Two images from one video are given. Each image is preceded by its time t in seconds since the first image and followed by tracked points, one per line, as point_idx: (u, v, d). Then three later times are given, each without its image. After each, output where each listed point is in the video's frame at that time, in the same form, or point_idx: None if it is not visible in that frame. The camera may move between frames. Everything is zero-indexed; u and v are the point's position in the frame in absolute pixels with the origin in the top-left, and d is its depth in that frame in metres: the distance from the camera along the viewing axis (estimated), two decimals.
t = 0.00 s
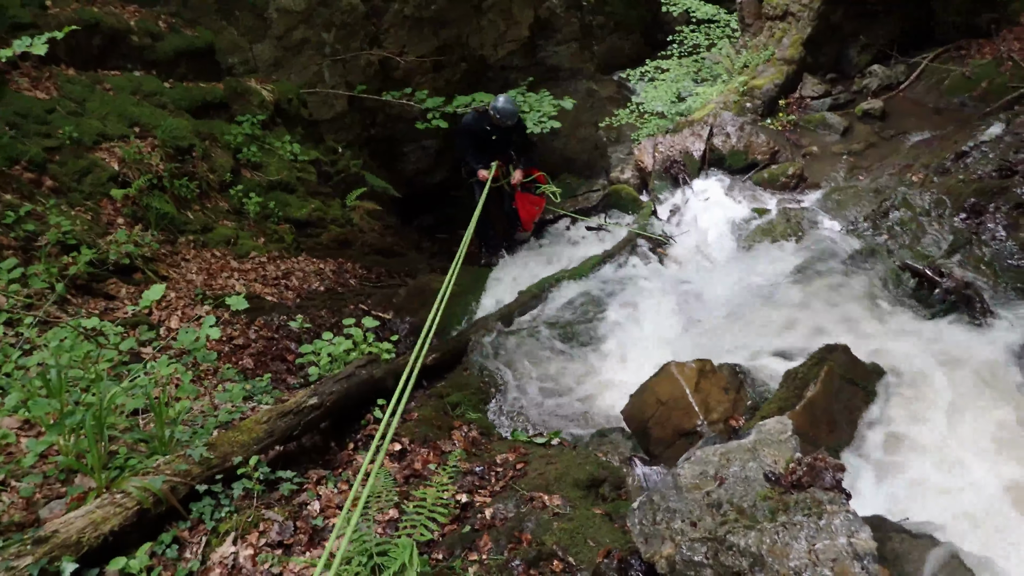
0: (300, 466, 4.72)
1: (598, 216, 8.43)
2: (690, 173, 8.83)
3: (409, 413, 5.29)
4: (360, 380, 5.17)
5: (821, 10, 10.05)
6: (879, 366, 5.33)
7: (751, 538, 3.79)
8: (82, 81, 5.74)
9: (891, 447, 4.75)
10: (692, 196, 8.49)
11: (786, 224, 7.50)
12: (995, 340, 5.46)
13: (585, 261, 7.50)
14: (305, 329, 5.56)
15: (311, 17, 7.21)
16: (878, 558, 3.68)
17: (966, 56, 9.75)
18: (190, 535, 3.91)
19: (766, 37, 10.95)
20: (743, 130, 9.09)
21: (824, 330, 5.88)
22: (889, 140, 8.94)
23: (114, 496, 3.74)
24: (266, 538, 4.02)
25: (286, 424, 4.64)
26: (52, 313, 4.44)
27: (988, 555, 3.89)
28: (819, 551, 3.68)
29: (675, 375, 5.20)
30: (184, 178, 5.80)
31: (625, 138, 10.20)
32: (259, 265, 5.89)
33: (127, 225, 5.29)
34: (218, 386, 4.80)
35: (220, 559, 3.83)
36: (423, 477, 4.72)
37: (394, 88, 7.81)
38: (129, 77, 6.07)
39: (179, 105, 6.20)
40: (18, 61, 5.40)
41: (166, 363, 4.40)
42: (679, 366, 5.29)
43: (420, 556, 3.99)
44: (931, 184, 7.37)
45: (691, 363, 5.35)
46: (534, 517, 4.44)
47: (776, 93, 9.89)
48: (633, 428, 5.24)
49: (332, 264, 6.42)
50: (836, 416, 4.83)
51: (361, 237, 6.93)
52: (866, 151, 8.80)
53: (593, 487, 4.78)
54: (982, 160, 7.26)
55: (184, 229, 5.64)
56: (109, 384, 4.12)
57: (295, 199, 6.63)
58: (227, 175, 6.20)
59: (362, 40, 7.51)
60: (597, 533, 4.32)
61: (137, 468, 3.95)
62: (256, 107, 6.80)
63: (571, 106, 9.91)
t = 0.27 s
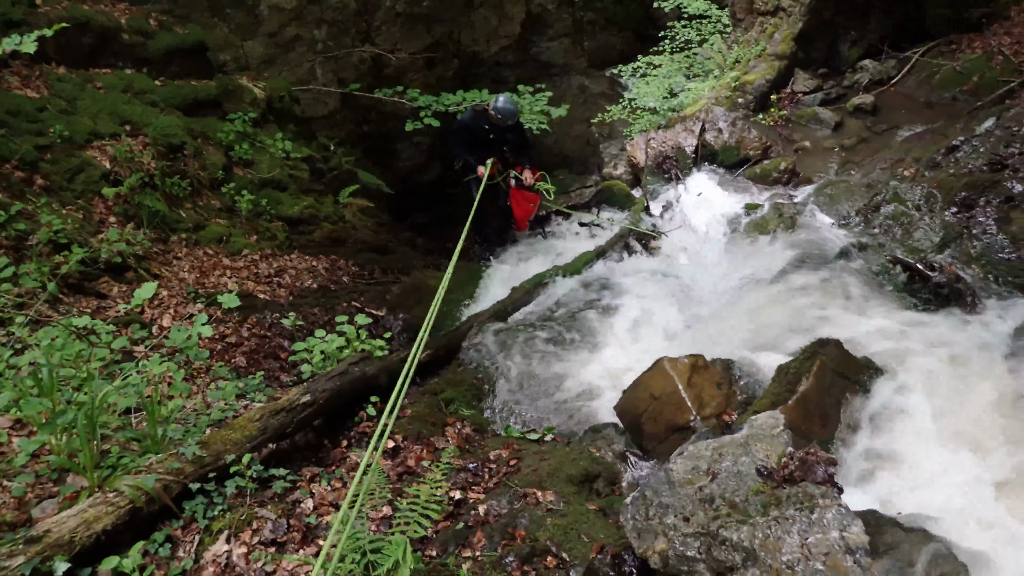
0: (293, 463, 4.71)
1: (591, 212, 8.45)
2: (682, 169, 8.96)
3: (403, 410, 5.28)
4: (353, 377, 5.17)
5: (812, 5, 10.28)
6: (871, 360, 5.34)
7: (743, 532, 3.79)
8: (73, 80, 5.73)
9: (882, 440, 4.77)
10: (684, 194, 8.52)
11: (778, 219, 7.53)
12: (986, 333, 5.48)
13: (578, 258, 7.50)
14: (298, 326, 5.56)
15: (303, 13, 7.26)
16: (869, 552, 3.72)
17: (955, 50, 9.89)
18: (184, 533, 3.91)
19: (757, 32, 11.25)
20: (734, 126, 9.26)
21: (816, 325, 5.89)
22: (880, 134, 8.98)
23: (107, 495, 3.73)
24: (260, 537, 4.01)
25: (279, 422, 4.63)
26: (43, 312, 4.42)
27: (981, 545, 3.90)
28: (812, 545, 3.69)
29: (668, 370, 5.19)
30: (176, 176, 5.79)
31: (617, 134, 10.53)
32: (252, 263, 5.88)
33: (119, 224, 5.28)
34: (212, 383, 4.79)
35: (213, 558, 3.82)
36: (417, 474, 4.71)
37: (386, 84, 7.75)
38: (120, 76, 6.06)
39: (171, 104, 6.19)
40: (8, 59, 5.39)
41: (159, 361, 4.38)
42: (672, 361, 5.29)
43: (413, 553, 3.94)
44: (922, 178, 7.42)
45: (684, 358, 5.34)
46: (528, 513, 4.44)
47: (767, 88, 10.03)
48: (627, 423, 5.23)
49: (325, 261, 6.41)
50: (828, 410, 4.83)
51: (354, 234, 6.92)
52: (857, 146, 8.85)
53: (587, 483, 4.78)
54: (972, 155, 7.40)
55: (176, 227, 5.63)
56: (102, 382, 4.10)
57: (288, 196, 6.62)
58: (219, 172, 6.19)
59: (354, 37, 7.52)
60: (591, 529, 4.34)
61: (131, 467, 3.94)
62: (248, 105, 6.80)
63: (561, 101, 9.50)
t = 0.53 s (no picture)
0: (276, 463, 4.68)
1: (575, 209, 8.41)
2: (666, 166, 8.80)
3: (386, 408, 5.24)
4: (337, 376, 5.16)
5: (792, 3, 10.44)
6: (851, 355, 5.37)
7: (725, 526, 3.82)
8: (50, 78, 5.66)
9: (863, 434, 4.80)
10: (667, 189, 8.48)
11: (760, 215, 7.56)
12: (964, 327, 5.53)
13: (561, 255, 7.50)
14: (280, 325, 5.52)
15: (282, 10, 7.31)
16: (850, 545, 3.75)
17: (935, 47, 10.10)
18: (166, 534, 3.86)
19: (738, 30, 10.99)
20: (717, 123, 9.33)
21: (796, 321, 5.91)
22: (860, 132, 8.98)
23: (86, 497, 3.69)
24: (243, 536, 3.98)
25: (261, 421, 4.61)
26: (19, 313, 4.35)
27: (959, 536, 3.94)
28: (793, 538, 3.72)
29: (651, 367, 5.21)
30: (155, 175, 5.74)
31: (601, 131, 10.46)
32: (233, 262, 5.83)
33: (98, 224, 5.22)
34: (193, 383, 4.76)
35: (196, 558, 3.78)
36: (401, 472, 4.69)
37: (365, 84, 7.99)
38: (97, 74, 6.00)
39: (150, 102, 6.13)
40: None
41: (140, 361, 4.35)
42: (654, 357, 5.31)
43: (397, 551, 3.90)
44: (902, 174, 7.46)
45: (667, 354, 5.37)
46: (512, 510, 4.44)
47: (749, 86, 9.95)
48: (610, 420, 5.24)
49: (307, 260, 6.37)
50: (809, 404, 4.87)
51: (336, 233, 6.88)
52: (837, 143, 8.87)
53: (571, 480, 4.79)
54: (951, 151, 7.56)
55: (156, 227, 5.58)
56: (81, 383, 4.08)
57: (269, 195, 6.56)
58: (199, 171, 6.13)
59: (335, 36, 7.66)
60: (576, 526, 4.33)
61: (111, 468, 3.91)
62: (228, 103, 6.74)
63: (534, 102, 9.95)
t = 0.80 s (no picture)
0: (258, 461, 4.64)
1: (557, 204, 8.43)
2: (649, 160, 8.75)
3: (369, 405, 5.22)
4: (319, 372, 5.16)
5: None
6: (831, 347, 5.40)
7: (707, 519, 3.85)
8: (28, 76, 5.58)
9: (843, 425, 4.83)
10: (650, 183, 8.43)
11: (742, 209, 7.60)
12: (942, 318, 5.55)
13: (543, 250, 7.50)
14: (262, 323, 5.49)
15: (261, 6, 7.30)
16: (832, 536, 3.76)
17: (914, 40, 10.13)
18: (148, 534, 3.83)
19: (719, 24, 11.18)
20: (698, 116, 9.17)
21: (776, 314, 5.92)
22: (841, 124, 9.06)
23: (67, 497, 3.67)
24: (225, 535, 3.94)
25: (244, 419, 4.60)
26: None
27: (938, 524, 3.98)
28: (775, 531, 3.74)
29: (633, 360, 5.23)
30: (135, 173, 5.70)
31: (583, 125, 10.42)
32: (215, 260, 5.79)
33: (77, 222, 5.17)
34: (174, 382, 4.73)
35: (178, 558, 3.75)
36: (384, 469, 4.67)
37: (348, 80, 8.01)
38: (76, 72, 5.92)
39: (129, 99, 6.08)
40: None
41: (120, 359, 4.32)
42: (636, 351, 5.32)
43: (381, 549, 3.89)
44: (882, 166, 7.49)
45: (649, 347, 5.37)
46: (496, 505, 4.43)
47: (730, 79, 9.93)
48: (593, 414, 5.26)
49: (290, 257, 6.34)
50: (790, 396, 4.88)
51: (318, 229, 6.83)
52: (818, 136, 8.91)
53: (554, 474, 4.80)
54: (930, 143, 7.44)
55: (136, 225, 5.53)
56: (60, 383, 4.05)
57: (250, 192, 6.52)
58: (180, 169, 6.09)
59: (315, 31, 7.69)
60: (559, 521, 4.33)
61: (91, 468, 3.89)
62: (208, 100, 6.70)
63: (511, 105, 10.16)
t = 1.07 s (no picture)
0: (248, 467, 4.63)
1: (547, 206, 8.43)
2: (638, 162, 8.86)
3: (361, 409, 5.22)
4: (310, 377, 5.11)
5: None
6: (821, 347, 5.40)
7: (698, 521, 3.84)
8: (14, 81, 5.54)
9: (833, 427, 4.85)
10: (640, 185, 8.47)
11: (732, 209, 7.62)
12: (930, 318, 5.60)
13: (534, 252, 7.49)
14: (252, 327, 5.46)
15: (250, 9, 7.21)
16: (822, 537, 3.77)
17: (901, 41, 10.15)
18: (137, 541, 3.82)
19: (708, 25, 11.43)
20: (688, 118, 9.28)
21: (764, 314, 5.94)
22: (829, 125, 9.12)
23: (55, 505, 3.64)
24: (216, 542, 3.92)
25: (233, 424, 4.56)
26: None
27: (929, 525, 4.00)
28: (765, 532, 3.75)
29: (624, 362, 5.22)
30: (123, 177, 5.64)
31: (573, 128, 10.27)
32: (204, 264, 5.75)
33: (65, 228, 5.12)
34: (164, 388, 4.69)
35: (168, 565, 3.73)
36: (375, 473, 4.68)
37: (337, 83, 7.96)
38: (62, 77, 5.90)
39: (117, 104, 6.05)
40: None
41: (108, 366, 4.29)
42: (627, 353, 5.32)
43: (372, 553, 3.91)
44: (869, 167, 7.53)
45: (639, 349, 5.37)
46: (487, 509, 4.43)
47: (719, 81, 10.03)
48: (585, 417, 5.25)
49: (280, 261, 6.33)
50: (780, 397, 4.90)
51: (308, 233, 6.82)
52: (807, 137, 8.97)
53: (546, 477, 4.80)
54: (918, 143, 7.52)
55: (125, 230, 5.47)
56: (48, 390, 4.01)
57: (239, 196, 6.48)
58: (168, 173, 6.06)
59: (304, 34, 7.62)
60: (551, 523, 4.32)
61: (80, 475, 3.86)
62: (197, 104, 6.66)
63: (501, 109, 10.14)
